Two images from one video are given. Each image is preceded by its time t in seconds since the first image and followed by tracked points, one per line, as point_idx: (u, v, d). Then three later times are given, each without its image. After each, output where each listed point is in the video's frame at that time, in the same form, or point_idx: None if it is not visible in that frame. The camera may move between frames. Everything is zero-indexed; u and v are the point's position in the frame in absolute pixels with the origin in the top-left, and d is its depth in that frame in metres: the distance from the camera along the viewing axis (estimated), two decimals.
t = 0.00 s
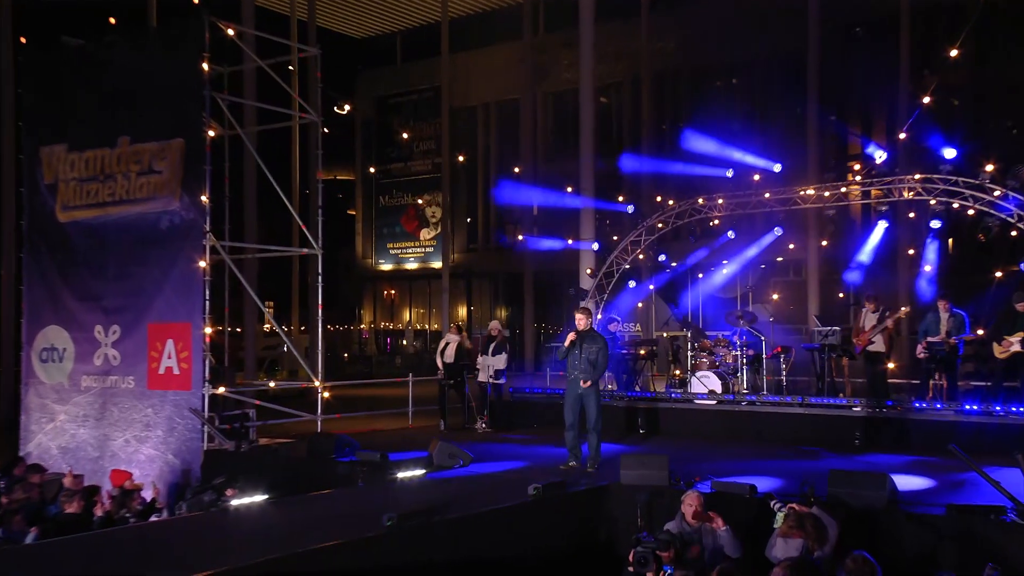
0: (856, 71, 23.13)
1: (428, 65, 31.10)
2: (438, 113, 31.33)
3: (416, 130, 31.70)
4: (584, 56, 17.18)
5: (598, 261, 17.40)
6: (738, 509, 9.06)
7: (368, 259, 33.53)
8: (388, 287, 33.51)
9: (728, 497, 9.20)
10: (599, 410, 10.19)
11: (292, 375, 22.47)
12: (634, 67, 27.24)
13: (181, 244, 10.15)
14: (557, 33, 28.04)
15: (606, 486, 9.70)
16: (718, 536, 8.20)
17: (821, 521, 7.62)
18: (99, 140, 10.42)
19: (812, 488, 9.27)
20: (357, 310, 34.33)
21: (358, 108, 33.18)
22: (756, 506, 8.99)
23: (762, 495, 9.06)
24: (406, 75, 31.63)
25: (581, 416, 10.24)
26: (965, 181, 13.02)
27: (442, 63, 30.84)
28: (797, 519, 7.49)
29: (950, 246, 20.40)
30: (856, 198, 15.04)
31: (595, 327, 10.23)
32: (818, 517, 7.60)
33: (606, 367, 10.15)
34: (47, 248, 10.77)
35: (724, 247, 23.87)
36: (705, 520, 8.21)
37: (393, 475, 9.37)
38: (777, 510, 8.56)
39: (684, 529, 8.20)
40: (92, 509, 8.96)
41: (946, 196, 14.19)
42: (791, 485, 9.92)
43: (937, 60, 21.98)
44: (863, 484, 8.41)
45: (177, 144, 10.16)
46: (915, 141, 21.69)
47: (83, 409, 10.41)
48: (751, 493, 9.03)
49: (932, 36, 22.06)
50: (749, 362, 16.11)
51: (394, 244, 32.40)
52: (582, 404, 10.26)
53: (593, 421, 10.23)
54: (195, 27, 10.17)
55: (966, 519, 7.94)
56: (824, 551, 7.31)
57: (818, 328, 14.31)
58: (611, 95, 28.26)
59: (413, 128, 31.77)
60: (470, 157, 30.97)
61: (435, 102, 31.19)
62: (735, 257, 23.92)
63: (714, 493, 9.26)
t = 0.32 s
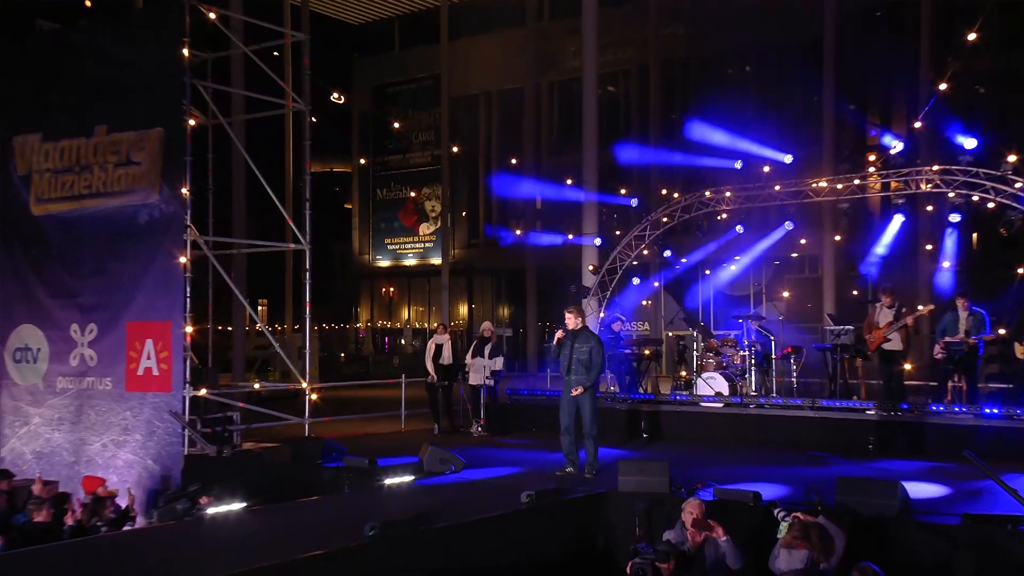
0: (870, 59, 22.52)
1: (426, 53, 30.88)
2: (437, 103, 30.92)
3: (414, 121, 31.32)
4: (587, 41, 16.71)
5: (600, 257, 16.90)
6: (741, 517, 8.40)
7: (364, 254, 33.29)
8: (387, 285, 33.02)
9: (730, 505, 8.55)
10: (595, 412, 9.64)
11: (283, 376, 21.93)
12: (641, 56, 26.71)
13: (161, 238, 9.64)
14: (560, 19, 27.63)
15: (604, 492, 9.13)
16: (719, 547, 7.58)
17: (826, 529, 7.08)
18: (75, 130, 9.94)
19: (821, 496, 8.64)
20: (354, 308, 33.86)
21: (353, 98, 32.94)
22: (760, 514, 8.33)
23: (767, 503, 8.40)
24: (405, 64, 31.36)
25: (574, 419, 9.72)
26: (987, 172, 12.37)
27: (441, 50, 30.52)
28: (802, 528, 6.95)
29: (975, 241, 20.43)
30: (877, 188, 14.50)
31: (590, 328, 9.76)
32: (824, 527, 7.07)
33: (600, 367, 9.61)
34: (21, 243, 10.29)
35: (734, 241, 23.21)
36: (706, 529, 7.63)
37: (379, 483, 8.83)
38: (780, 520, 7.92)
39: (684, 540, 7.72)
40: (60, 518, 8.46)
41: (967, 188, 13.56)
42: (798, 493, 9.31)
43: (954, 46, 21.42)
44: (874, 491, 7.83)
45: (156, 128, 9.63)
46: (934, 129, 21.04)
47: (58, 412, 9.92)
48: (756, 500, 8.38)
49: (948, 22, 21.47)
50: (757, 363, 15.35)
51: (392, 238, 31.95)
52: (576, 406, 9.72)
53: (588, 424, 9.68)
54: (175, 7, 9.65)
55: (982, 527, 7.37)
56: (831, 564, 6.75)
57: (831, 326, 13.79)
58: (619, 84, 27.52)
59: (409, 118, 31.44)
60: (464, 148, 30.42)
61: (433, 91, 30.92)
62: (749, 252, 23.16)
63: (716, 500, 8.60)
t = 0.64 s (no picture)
0: (883, 46, 22.10)
1: (427, 40, 30.33)
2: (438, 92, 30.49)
3: (415, 111, 30.87)
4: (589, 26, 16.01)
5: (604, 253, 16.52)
6: (745, 526, 7.79)
7: (362, 251, 32.69)
8: (387, 283, 32.56)
9: (732, 514, 7.90)
10: (590, 415, 9.12)
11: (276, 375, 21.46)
12: (648, 44, 26.17)
13: (140, 233, 9.14)
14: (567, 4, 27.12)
15: (601, 500, 8.56)
16: (720, 559, 7.04)
17: (833, 539, 6.69)
18: (49, 119, 9.41)
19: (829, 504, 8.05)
20: (351, 307, 33.32)
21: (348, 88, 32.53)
22: (764, 523, 7.74)
23: (773, 512, 7.79)
24: (405, 52, 30.86)
25: (569, 423, 9.15)
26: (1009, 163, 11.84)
27: (441, 37, 30.03)
28: (806, 539, 6.46)
29: (1000, 236, 19.83)
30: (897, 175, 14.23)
31: (585, 327, 9.26)
32: (829, 538, 6.61)
33: (594, 366, 9.09)
34: None
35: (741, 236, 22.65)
36: (706, 539, 7.09)
37: (364, 490, 8.37)
38: (785, 531, 7.32)
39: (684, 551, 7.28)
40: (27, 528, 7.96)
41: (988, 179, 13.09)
42: (804, 500, 8.80)
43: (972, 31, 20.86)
44: (885, 499, 7.27)
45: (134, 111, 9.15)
46: (951, 119, 20.54)
47: (32, 415, 9.45)
48: (760, 509, 7.75)
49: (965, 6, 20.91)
50: (766, 364, 14.91)
51: (390, 234, 31.67)
52: (570, 409, 9.16)
53: (584, 429, 9.15)
54: None
55: (998, 538, 6.84)
56: None
57: (843, 324, 13.34)
58: (628, 72, 26.98)
59: (409, 108, 31.00)
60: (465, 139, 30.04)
61: (434, 79, 30.43)
62: (763, 244, 22.85)
63: (716, 510, 7.98)
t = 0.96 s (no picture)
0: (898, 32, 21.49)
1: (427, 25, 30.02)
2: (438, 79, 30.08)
3: (415, 100, 30.41)
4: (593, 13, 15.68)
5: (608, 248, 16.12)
6: (747, 535, 7.26)
7: (359, 246, 32.11)
8: (386, 281, 32.23)
9: (735, 523, 7.33)
10: (581, 423, 8.59)
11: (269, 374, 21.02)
12: (658, 28, 25.50)
13: (117, 226, 8.74)
14: None
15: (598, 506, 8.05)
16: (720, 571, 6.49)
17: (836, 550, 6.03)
18: (22, 108, 8.91)
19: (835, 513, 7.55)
20: (349, 306, 32.85)
21: (348, 77, 32.11)
22: (769, 533, 7.19)
23: (778, 521, 7.23)
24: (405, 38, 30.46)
25: (560, 431, 8.63)
26: None
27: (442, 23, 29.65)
28: (810, 549, 5.76)
29: None
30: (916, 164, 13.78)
31: (575, 324, 8.72)
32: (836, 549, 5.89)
33: (582, 368, 8.56)
34: None
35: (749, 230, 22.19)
36: (706, 549, 6.55)
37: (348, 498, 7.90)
38: (787, 541, 6.85)
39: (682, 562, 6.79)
40: None
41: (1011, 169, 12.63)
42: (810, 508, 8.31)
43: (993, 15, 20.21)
44: (895, 507, 6.74)
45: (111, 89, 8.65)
46: (974, 105, 20.33)
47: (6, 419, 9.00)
48: (764, 518, 7.18)
49: None
50: (777, 365, 14.27)
51: (388, 229, 31.01)
52: (562, 418, 8.63)
53: (573, 435, 8.58)
54: None
55: (1012, 548, 6.29)
56: None
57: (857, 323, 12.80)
58: (638, 58, 26.30)
59: (409, 97, 30.55)
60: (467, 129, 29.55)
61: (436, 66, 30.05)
62: (774, 239, 22.39)
63: (718, 518, 7.42)
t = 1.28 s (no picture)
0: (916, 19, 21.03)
1: (428, 13, 29.66)
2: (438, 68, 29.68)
3: (415, 89, 30.07)
4: None
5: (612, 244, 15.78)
6: (749, 545, 6.73)
7: (357, 242, 31.67)
8: (387, 279, 31.73)
9: (738, 533, 6.81)
10: (564, 426, 8.14)
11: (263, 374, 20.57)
12: (669, 13, 24.95)
13: (92, 220, 8.29)
14: None
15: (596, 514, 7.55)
16: None
17: (843, 561, 5.44)
18: None
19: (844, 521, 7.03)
20: (347, 304, 32.41)
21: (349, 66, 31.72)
22: (772, 542, 6.67)
23: (782, 529, 6.75)
24: (406, 24, 30.08)
25: (546, 435, 8.17)
26: None
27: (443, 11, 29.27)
28: (813, 559, 5.16)
29: None
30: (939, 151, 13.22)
31: (563, 322, 8.29)
32: (840, 559, 5.29)
33: (567, 366, 8.14)
34: None
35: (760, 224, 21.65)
36: (705, 559, 6.02)
37: (330, 505, 7.45)
38: (790, 552, 6.34)
39: None
40: None
41: None
42: (818, 515, 7.81)
43: None
44: (904, 514, 6.22)
45: (93, 73, 8.23)
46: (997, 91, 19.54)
47: None
48: (768, 525, 6.69)
49: None
50: (787, 365, 14.18)
51: (387, 224, 30.76)
52: (546, 419, 8.16)
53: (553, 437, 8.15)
54: None
55: None
56: None
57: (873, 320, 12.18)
58: (648, 45, 25.71)
59: (409, 87, 30.24)
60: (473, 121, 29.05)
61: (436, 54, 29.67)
62: (786, 233, 21.81)
63: (720, 527, 6.91)
